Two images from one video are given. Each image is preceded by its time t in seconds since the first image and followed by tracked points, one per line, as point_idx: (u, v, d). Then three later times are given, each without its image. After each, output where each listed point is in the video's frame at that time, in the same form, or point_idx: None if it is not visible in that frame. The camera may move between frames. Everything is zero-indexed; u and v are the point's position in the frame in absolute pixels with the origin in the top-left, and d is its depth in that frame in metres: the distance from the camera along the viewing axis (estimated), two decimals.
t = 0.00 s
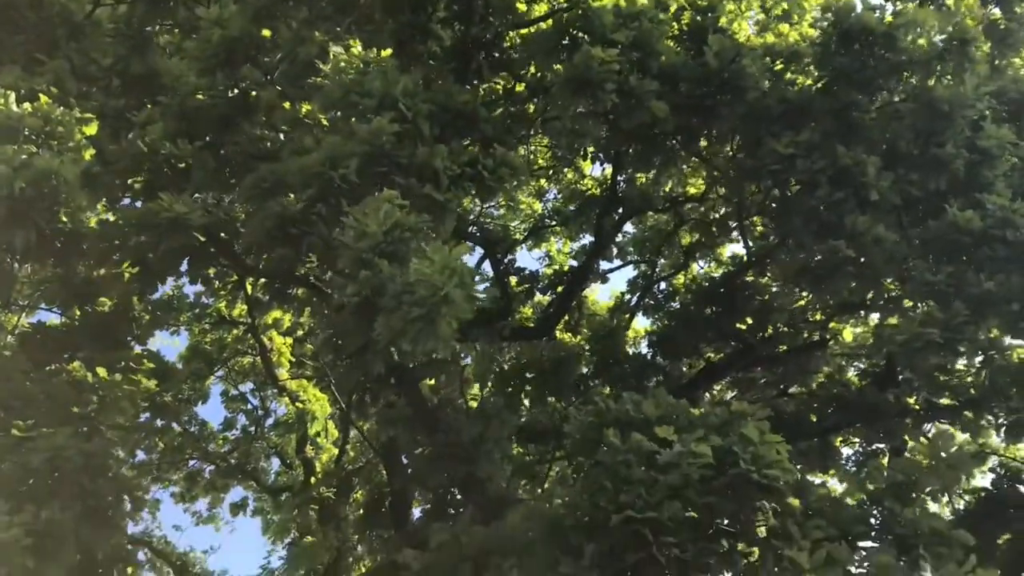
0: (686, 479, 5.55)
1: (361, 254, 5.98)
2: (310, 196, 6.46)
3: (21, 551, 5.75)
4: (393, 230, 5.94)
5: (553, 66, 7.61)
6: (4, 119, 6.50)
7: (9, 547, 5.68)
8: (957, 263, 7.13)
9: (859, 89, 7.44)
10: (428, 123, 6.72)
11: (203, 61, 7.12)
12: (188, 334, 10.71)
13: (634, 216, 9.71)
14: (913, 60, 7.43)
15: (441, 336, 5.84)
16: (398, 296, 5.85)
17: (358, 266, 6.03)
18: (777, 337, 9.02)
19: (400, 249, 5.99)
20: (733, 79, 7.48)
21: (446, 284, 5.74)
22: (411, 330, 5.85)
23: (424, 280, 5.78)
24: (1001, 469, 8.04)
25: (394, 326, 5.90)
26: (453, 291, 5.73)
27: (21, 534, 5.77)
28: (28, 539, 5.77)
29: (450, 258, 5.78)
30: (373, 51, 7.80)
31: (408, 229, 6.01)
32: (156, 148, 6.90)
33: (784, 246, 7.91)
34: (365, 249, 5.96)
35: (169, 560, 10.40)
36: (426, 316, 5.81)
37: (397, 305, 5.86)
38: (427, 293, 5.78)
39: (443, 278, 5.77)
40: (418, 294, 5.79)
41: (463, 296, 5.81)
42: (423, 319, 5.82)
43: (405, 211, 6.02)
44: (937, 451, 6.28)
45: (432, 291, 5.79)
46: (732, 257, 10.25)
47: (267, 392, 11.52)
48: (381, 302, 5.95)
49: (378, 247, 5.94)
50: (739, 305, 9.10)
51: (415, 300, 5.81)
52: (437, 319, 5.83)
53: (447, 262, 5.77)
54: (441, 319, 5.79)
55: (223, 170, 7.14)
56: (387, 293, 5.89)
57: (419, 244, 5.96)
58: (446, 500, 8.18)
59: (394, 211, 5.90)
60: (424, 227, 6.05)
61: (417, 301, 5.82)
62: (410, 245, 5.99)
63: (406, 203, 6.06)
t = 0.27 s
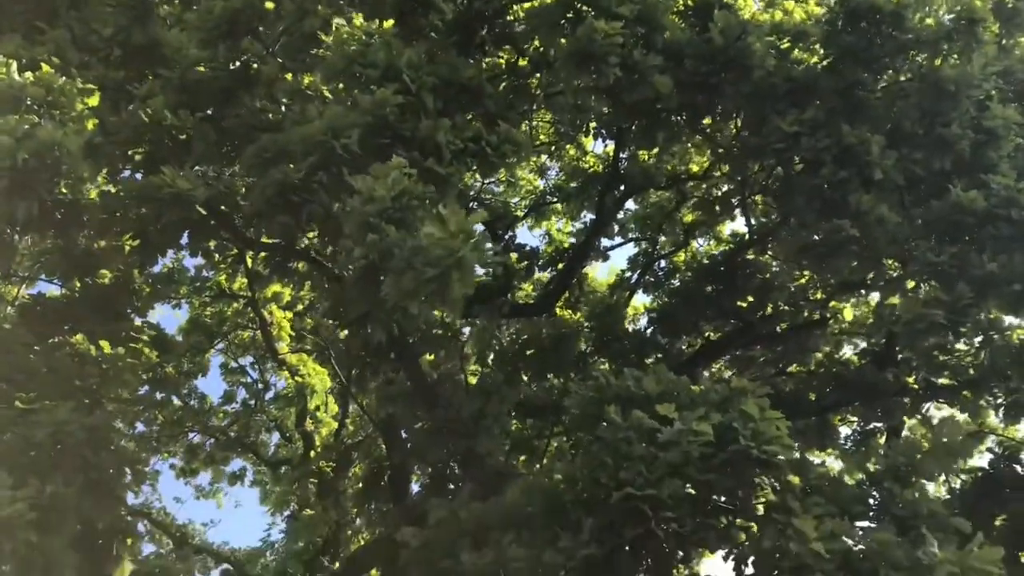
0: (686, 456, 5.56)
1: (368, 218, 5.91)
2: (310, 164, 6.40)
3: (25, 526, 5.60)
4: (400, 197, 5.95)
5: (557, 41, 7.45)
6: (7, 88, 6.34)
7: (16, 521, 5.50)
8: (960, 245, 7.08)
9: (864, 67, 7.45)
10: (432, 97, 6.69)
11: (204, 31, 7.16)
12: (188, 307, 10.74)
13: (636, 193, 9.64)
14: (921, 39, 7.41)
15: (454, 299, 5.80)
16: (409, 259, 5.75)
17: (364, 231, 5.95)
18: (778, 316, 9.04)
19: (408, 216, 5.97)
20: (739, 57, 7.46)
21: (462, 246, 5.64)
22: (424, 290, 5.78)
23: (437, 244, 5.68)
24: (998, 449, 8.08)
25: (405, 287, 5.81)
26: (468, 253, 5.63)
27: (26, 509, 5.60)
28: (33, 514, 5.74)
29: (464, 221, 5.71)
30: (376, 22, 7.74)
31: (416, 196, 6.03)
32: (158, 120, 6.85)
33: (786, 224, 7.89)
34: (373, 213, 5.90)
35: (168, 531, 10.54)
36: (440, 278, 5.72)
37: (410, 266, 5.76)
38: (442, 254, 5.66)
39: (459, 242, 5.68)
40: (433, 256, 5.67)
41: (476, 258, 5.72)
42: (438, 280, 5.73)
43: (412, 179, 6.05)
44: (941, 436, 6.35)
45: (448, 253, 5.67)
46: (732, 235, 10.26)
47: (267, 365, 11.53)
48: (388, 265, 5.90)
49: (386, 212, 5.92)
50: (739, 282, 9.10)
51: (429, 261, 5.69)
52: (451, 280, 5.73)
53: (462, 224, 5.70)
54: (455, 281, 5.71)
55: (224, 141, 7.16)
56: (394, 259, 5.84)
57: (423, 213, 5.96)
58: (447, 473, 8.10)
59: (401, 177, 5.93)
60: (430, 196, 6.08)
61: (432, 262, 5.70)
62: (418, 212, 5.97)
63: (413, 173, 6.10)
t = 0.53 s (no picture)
0: (689, 435, 5.54)
1: (367, 189, 5.86)
2: (311, 137, 6.35)
3: (28, 500, 5.55)
4: (399, 168, 5.93)
5: (561, 16, 7.58)
6: (4, 58, 6.24)
7: (20, 496, 5.46)
8: (963, 223, 7.05)
9: (867, 43, 7.48)
10: (433, 71, 6.64)
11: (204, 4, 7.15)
12: (188, 281, 10.79)
13: (638, 170, 9.55)
14: (927, 15, 7.40)
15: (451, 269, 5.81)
16: (406, 228, 5.73)
17: (361, 202, 5.92)
18: (778, 294, 9.07)
19: (406, 187, 5.96)
20: (745, 34, 7.39)
21: (461, 216, 5.65)
22: (422, 259, 5.80)
23: (435, 213, 5.67)
24: (997, 428, 8.14)
25: (400, 258, 5.80)
26: (465, 222, 5.65)
27: (29, 484, 5.55)
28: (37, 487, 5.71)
29: (465, 190, 5.67)
30: None
31: (415, 169, 5.99)
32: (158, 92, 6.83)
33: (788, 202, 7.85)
34: (371, 183, 5.86)
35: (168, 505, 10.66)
36: (436, 248, 5.74)
37: (405, 235, 5.74)
38: (440, 222, 5.66)
39: (458, 211, 5.69)
40: (431, 224, 5.67)
41: (474, 226, 5.74)
42: (435, 249, 5.75)
43: (412, 151, 5.98)
44: (942, 416, 6.60)
45: (446, 222, 5.67)
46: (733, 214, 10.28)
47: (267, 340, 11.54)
48: (387, 235, 5.84)
49: (384, 183, 5.89)
50: (741, 260, 9.09)
51: (427, 230, 5.69)
52: (448, 249, 5.76)
53: (463, 193, 5.67)
54: (449, 251, 5.76)
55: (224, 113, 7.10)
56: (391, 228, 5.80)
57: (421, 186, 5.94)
58: (445, 448, 8.17)
59: (401, 149, 5.89)
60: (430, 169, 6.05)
61: (430, 230, 5.70)
62: (416, 184, 5.97)
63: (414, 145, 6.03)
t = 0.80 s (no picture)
0: (685, 416, 5.53)
1: (356, 170, 5.89)
2: (304, 115, 6.30)
3: (30, 473, 5.57)
4: (391, 145, 5.91)
5: None
6: None
7: (21, 468, 5.48)
8: (967, 199, 7.05)
9: (872, 18, 7.40)
10: (433, 45, 6.60)
11: None
12: (188, 256, 10.72)
13: (640, 147, 9.50)
14: None
15: (435, 249, 5.82)
16: (391, 209, 5.77)
17: (351, 181, 5.94)
18: (781, 272, 9.04)
19: (397, 165, 5.95)
20: (748, 10, 7.38)
21: (438, 193, 5.69)
22: (405, 241, 5.83)
23: (416, 192, 5.71)
24: (995, 408, 8.18)
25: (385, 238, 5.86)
26: (445, 201, 5.69)
27: (30, 457, 5.58)
28: (38, 460, 5.71)
29: (440, 167, 5.71)
30: None
31: (406, 145, 5.96)
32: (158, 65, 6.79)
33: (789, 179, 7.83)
34: (361, 164, 5.88)
35: (169, 482, 10.72)
36: (418, 228, 5.76)
37: (388, 218, 5.79)
38: (419, 203, 5.71)
39: (437, 189, 5.71)
40: (410, 206, 5.71)
41: (455, 205, 5.79)
42: (416, 231, 5.80)
43: (404, 127, 5.96)
44: (935, 389, 6.37)
45: (424, 202, 5.71)
46: (735, 190, 10.22)
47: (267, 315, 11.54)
48: (376, 216, 5.86)
49: (375, 161, 5.89)
50: (744, 237, 9.07)
51: (406, 211, 5.73)
52: (429, 230, 5.81)
53: (439, 171, 5.72)
54: (433, 229, 5.77)
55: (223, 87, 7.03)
56: (380, 208, 5.82)
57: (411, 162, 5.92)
58: (444, 424, 8.18)
59: (392, 125, 5.86)
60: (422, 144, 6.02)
61: (410, 212, 5.74)
62: (407, 163, 5.93)
63: (406, 122, 5.99)
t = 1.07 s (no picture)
0: (681, 389, 5.57)
1: (347, 149, 5.85)
2: (299, 92, 6.26)
3: (31, 446, 5.59)
4: (382, 125, 5.85)
5: None
6: None
7: (21, 442, 5.48)
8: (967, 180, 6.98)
9: None
10: (431, 23, 6.52)
11: None
12: (187, 234, 10.71)
13: (641, 126, 9.48)
14: None
15: (424, 234, 5.87)
16: (380, 191, 5.79)
17: (343, 161, 5.91)
18: (779, 254, 8.94)
19: (389, 145, 5.90)
20: None
21: (427, 176, 5.71)
22: (391, 225, 5.85)
23: (405, 176, 5.74)
24: (992, 388, 8.20)
25: (375, 221, 5.88)
26: (434, 186, 5.71)
27: (32, 431, 5.58)
28: (38, 432, 5.71)
29: (429, 151, 5.75)
30: None
31: (398, 126, 5.92)
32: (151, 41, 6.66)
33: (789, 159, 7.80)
34: (351, 143, 5.84)
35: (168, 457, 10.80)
36: (406, 213, 5.81)
37: (378, 201, 5.81)
38: (407, 188, 5.74)
39: (425, 173, 5.73)
40: (397, 190, 5.75)
41: (443, 190, 5.81)
42: (405, 214, 5.82)
43: (395, 107, 5.92)
44: (935, 371, 6.48)
45: (412, 187, 5.74)
46: (735, 172, 10.18)
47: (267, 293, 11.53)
48: (366, 197, 5.87)
49: (365, 142, 5.84)
50: (743, 217, 9.02)
51: (394, 197, 5.78)
52: (418, 215, 5.83)
53: (427, 154, 5.76)
54: (422, 214, 5.80)
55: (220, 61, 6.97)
56: (371, 190, 5.84)
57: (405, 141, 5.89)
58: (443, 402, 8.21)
59: (383, 105, 5.82)
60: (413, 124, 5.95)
61: (397, 197, 5.79)
62: (400, 143, 5.88)
63: (398, 101, 5.97)
